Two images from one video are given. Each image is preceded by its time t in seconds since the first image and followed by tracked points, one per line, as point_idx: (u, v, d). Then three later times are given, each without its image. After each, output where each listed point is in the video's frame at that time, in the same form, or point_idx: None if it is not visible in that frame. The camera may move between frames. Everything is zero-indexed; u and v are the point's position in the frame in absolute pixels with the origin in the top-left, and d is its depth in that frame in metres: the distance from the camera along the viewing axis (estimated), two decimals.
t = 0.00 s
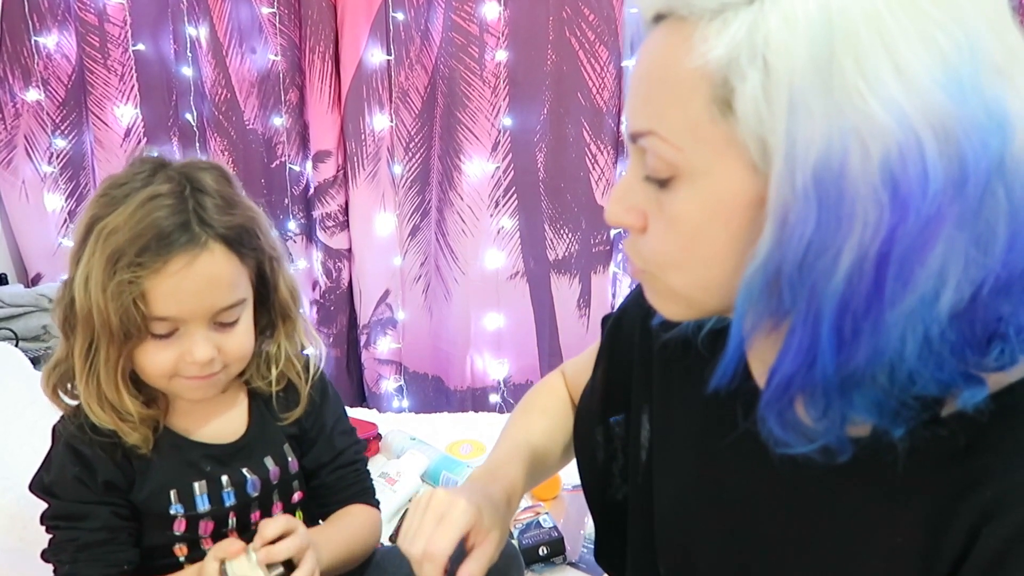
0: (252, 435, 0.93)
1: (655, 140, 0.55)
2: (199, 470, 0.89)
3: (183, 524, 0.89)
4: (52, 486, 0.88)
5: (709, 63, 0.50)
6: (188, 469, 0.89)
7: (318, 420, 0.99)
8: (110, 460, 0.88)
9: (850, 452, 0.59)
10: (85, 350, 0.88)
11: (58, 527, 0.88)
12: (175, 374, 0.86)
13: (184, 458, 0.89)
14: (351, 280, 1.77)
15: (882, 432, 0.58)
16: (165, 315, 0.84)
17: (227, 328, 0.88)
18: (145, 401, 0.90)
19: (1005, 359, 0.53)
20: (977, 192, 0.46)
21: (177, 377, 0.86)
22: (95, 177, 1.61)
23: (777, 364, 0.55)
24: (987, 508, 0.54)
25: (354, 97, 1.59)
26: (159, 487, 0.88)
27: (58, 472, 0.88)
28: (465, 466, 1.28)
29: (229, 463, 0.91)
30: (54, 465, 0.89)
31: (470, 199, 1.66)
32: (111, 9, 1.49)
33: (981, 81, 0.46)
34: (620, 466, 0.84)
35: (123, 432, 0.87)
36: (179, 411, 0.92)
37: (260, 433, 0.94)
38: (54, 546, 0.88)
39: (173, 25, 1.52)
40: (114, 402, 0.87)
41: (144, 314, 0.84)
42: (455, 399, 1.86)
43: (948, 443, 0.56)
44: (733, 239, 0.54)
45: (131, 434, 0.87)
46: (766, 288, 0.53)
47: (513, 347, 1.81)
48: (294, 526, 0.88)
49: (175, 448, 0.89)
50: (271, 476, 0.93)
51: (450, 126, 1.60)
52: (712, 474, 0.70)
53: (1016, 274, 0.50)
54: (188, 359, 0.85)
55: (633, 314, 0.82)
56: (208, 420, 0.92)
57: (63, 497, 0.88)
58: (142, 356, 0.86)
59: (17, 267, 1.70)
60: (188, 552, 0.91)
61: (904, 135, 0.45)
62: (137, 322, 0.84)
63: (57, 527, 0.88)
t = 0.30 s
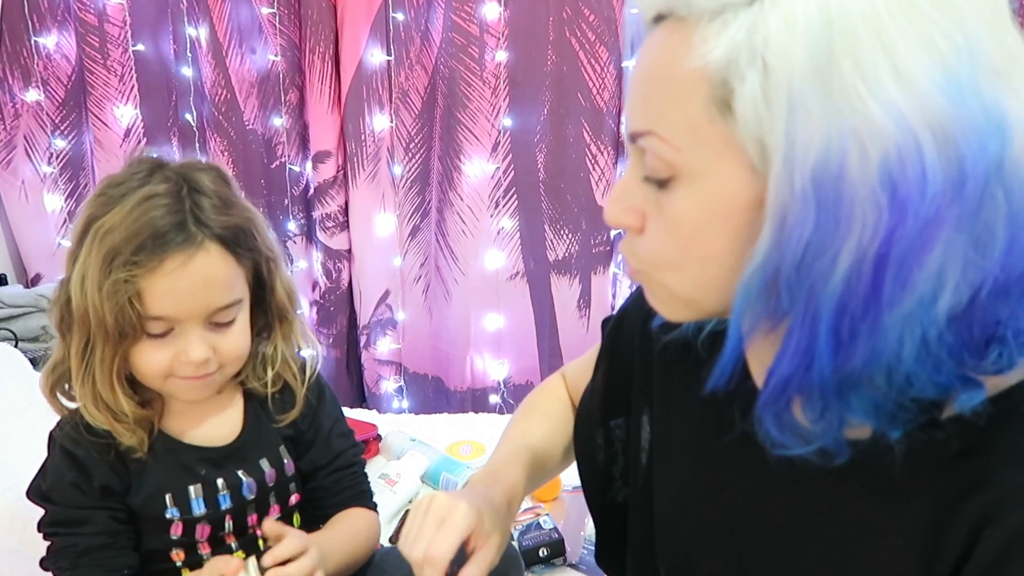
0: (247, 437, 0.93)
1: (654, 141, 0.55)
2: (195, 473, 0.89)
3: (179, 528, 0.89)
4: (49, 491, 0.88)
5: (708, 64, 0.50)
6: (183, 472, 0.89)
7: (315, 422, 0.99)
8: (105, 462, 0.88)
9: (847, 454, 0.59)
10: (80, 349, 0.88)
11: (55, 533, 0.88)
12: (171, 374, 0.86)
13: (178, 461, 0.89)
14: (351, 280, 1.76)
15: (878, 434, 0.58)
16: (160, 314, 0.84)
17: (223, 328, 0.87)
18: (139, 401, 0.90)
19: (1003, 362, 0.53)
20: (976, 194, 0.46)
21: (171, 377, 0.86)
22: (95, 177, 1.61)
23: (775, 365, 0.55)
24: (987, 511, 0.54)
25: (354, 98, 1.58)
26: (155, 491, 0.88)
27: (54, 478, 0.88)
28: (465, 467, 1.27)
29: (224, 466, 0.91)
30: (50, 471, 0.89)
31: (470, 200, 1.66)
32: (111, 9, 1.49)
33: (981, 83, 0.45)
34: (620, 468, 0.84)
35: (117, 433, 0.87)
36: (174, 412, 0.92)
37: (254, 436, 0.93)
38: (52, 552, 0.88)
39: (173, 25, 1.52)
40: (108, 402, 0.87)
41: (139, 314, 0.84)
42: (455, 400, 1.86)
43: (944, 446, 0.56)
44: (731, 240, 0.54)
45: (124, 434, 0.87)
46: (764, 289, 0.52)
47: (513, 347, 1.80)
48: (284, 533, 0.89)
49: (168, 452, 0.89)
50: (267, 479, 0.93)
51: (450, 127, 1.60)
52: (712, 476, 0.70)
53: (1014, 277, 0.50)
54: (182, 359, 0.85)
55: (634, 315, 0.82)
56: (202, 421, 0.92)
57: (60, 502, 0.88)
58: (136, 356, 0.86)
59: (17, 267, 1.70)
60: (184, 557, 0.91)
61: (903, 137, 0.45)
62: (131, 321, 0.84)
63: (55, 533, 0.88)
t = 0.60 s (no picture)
0: (254, 437, 0.93)
1: (651, 139, 0.55)
2: (200, 471, 0.89)
3: (182, 525, 0.89)
4: (49, 488, 0.88)
5: (705, 62, 0.50)
6: (188, 470, 0.89)
7: (324, 426, 0.99)
8: (109, 460, 0.88)
9: (842, 453, 0.59)
10: (87, 349, 0.87)
11: (55, 529, 0.88)
12: (178, 372, 0.86)
13: (183, 459, 0.89)
14: (351, 280, 1.77)
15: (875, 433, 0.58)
16: (168, 312, 0.84)
17: (229, 325, 0.88)
18: (147, 400, 0.90)
19: (998, 361, 0.53)
20: (972, 193, 0.46)
21: (178, 375, 0.86)
22: (94, 177, 1.61)
23: (770, 364, 0.55)
24: (985, 511, 0.54)
25: (353, 97, 1.59)
26: (158, 489, 0.88)
27: (55, 475, 0.88)
28: (464, 466, 1.27)
29: (229, 464, 0.91)
30: (51, 467, 0.89)
31: (470, 199, 1.66)
32: (110, 9, 1.49)
33: (977, 82, 0.45)
34: (619, 468, 0.84)
35: (125, 432, 0.87)
36: (178, 412, 0.91)
37: (261, 435, 0.94)
38: (51, 548, 0.88)
39: (172, 25, 1.52)
40: (116, 400, 0.87)
41: (149, 313, 0.84)
42: (455, 399, 1.86)
43: (941, 445, 0.56)
44: (727, 239, 0.54)
45: (132, 433, 0.87)
46: (760, 287, 0.52)
47: (513, 347, 1.80)
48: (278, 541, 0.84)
49: (174, 449, 0.89)
50: (271, 478, 0.93)
51: (449, 126, 1.60)
52: (709, 475, 0.70)
53: (1009, 276, 0.50)
54: (191, 356, 0.85)
55: (633, 315, 0.82)
56: (208, 419, 0.92)
57: (60, 499, 0.88)
58: (144, 354, 0.86)
59: (16, 267, 1.70)
60: (188, 554, 0.91)
61: (899, 136, 0.45)
62: (141, 320, 0.84)
63: (55, 529, 0.88)
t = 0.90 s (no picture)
0: (259, 434, 0.93)
1: (650, 140, 0.55)
2: (205, 465, 0.89)
3: (186, 519, 0.90)
4: (54, 476, 0.88)
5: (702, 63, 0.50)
6: (193, 464, 0.89)
7: (324, 425, 0.99)
8: (116, 452, 0.88)
9: (843, 453, 0.59)
10: (94, 347, 0.88)
11: (58, 516, 0.88)
12: (184, 370, 0.86)
13: (189, 453, 0.89)
14: (350, 280, 1.77)
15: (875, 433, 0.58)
16: (176, 310, 0.84)
17: (236, 324, 0.87)
18: (154, 397, 0.90)
19: (998, 361, 0.53)
20: (970, 192, 0.46)
21: (185, 373, 0.86)
22: (93, 177, 1.61)
23: (770, 364, 0.55)
24: (985, 511, 0.54)
25: (353, 97, 1.58)
26: (163, 482, 0.88)
27: (61, 463, 0.88)
28: (464, 466, 1.27)
29: (234, 460, 0.90)
30: (57, 455, 0.89)
31: (469, 199, 1.66)
32: (110, 9, 1.49)
33: (975, 82, 0.45)
34: (620, 468, 0.84)
35: (132, 426, 0.87)
36: (183, 410, 0.91)
37: (266, 433, 0.94)
38: (54, 535, 0.88)
39: (172, 24, 1.52)
40: (124, 397, 0.87)
41: (157, 310, 0.84)
42: (455, 399, 1.85)
43: (941, 444, 0.56)
44: (726, 239, 0.54)
45: (139, 427, 0.87)
46: (759, 287, 0.52)
47: (513, 347, 1.80)
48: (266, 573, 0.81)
49: (181, 443, 0.89)
50: (276, 476, 0.93)
51: (449, 126, 1.60)
52: (710, 475, 0.70)
53: (1009, 275, 0.50)
54: (198, 354, 0.85)
55: (633, 315, 0.82)
56: (214, 415, 0.92)
57: (65, 487, 0.87)
58: (152, 351, 0.86)
59: (16, 267, 1.70)
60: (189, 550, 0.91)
61: (897, 136, 0.45)
62: (149, 317, 0.84)
63: (58, 515, 0.88)
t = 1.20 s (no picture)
0: (263, 435, 0.93)
1: (650, 140, 0.55)
2: (210, 465, 0.89)
3: (188, 521, 0.89)
4: (57, 478, 0.88)
5: (702, 63, 0.50)
6: (196, 464, 0.89)
7: (328, 424, 0.99)
8: (120, 453, 0.88)
9: (843, 452, 0.59)
10: (100, 346, 0.88)
11: (60, 518, 0.87)
12: (189, 369, 0.86)
13: (193, 454, 0.89)
14: (350, 279, 1.77)
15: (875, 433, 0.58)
16: (183, 307, 0.84)
17: (242, 323, 0.88)
18: (160, 395, 0.89)
19: (998, 359, 0.53)
20: (969, 191, 0.46)
21: (189, 372, 0.86)
22: (93, 176, 1.61)
23: (770, 363, 0.55)
24: (984, 510, 0.54)
25: (353, 97, 1.59)
26: (167, 482, 0.88)
27: (64, 464, 0.88)
28: (464, 466, 1.27)
29: (237, 460, 0.90)
30: (59, 456, 0.89)
31: (469, 199, 1.66)
32: (110, 8, 1.49)
33: (974, 81, 0.46)
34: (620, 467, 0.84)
35: (137, 425, 0.87)
36: (187, 409, 0.91)
37: (270, 433, 0.94)
38: (55, 537, 0.88)
39: (172, 24, 1.52)
40: (131, 395, 0.87)
41: (165, 308, 0.84)
42: (455, 399, 1.85)
43: (942, 443, 0.56)
44: (727, 239, 0.54)
45: (144, 426, 0.87)
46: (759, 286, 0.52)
47: (513, 346, 1.80)
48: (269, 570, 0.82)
49: (185, 442, 0.89)
50: (279, 476, 0.93)
51: (449, 126, 1.60)
52: (711, 473, 0.70)
53: (1008, 274, 0.50)
54: (203, 353, 0.85)
55: (633, 315, 0.82)
56: (219, 416, 0.92)
57: (67, 489, 0.87)
58: (157, 350, 0.86)
59: (16, 266, 1.70)
60: (192, 551, 0.91)
61: (896, 135, 0.45)
62: (156, 314, 0.84)
63: (60, 517, 0.87)
